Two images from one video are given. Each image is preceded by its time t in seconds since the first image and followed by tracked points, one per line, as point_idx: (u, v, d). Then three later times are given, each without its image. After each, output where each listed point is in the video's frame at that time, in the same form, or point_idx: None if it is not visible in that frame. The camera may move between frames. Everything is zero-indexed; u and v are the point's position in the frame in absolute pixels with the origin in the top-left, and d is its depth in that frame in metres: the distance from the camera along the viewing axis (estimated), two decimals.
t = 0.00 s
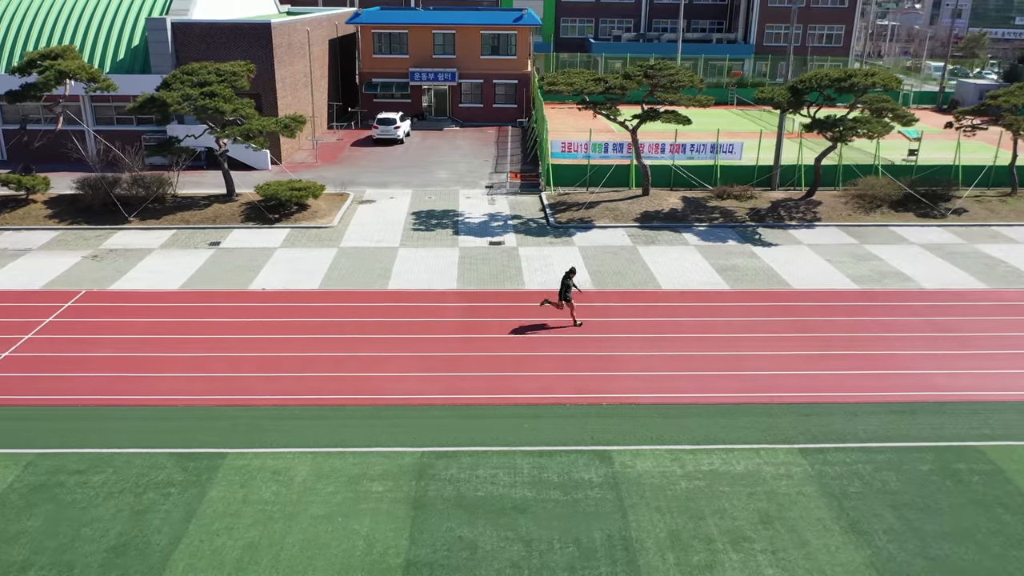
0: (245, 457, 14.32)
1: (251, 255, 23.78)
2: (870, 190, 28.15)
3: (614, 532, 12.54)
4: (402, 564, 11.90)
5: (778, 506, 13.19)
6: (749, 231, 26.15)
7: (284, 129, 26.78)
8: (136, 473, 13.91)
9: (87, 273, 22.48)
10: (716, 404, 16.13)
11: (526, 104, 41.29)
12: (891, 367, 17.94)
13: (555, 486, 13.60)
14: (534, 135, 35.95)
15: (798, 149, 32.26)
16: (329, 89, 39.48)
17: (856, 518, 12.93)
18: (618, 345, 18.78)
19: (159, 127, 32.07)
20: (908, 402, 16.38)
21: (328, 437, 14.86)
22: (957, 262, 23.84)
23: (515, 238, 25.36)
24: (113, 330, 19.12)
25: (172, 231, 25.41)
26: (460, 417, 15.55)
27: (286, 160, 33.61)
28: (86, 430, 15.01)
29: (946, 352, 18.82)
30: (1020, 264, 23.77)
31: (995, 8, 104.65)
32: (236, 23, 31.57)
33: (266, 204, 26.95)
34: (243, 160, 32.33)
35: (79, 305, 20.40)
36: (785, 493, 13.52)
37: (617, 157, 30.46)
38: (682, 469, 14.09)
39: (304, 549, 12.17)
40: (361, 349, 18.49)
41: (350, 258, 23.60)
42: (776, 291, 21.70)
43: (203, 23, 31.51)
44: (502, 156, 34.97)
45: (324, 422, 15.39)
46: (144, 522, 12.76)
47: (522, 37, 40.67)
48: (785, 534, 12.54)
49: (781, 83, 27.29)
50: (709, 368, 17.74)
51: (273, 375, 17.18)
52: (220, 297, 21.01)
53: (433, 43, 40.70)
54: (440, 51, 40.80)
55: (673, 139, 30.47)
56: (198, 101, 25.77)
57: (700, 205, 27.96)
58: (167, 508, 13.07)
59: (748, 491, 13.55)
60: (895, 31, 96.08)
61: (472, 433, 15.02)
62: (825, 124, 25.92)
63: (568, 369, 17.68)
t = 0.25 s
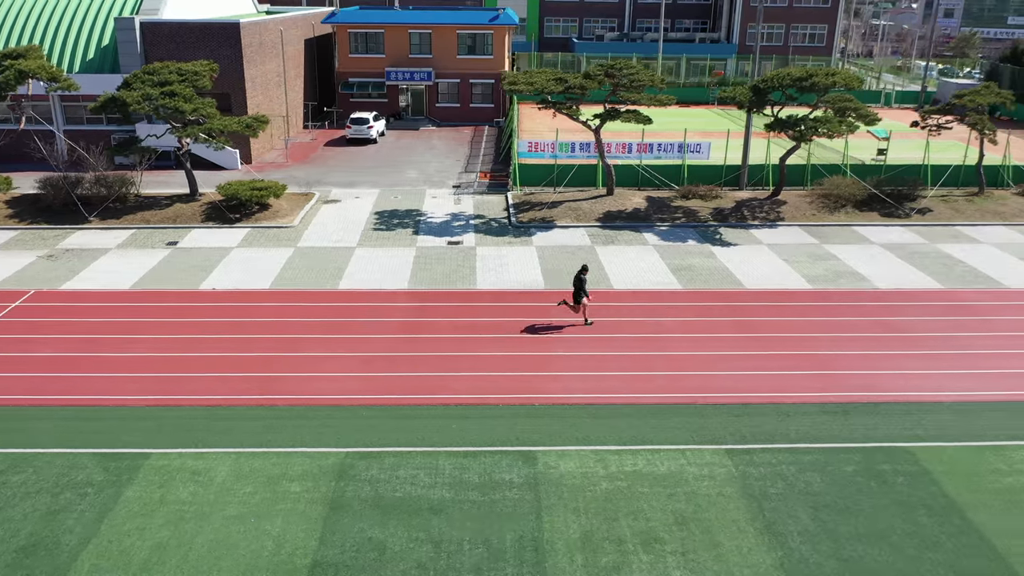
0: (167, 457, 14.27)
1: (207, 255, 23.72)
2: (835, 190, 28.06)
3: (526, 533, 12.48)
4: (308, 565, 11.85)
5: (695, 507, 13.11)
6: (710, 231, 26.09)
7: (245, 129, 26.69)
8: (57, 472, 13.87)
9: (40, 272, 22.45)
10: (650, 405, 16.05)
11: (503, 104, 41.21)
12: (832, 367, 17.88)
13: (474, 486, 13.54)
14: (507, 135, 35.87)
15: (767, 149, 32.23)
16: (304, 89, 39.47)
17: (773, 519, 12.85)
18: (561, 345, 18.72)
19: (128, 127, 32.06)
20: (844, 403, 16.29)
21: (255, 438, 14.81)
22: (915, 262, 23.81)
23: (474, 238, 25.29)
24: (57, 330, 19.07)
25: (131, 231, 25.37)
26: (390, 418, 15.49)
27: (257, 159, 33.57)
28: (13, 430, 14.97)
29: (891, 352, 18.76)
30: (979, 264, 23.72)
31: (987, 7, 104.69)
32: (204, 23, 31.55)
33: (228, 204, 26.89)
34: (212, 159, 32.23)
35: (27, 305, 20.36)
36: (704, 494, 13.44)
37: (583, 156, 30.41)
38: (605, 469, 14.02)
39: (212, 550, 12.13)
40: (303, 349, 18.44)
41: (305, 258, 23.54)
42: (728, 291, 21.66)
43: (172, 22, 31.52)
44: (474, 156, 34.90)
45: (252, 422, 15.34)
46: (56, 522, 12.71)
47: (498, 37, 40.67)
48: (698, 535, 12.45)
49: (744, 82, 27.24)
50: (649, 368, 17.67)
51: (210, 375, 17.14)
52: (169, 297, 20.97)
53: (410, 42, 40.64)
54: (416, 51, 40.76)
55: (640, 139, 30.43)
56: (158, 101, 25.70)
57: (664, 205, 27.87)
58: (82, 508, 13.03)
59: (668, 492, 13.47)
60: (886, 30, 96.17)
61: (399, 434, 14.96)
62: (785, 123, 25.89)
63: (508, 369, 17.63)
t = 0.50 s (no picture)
0: (90, 455, 14.24)
1: (163, 254, 23.68)
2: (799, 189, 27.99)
3: (437, 533, 12.45)
4: (214, 564, 11.82)
5: (610, 506, 13.07)
6: (670, 230, 26.04)
7: (206, 128, 26.61)
8: None
9: None
10: (582, 404, 16.00)
11: (479, 104, 41.00)
12: (772, 366, 17.82)
13: (392, 485, 13.50)
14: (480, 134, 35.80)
15: (733, 149, 32.19)
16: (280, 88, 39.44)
17: (687, 518, 12.80)
18: (503, 344, 18.68)
19: (97, 126, 32.04)
20: (778, 401, 16.23)
21: (180, 437, 14.77)
22: (871, 261, 23.76)
23: (433, 237, 25.24)
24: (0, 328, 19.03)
25: (91, 230, 25.34)
26: (320, 417, 15.44)
27: (227, 158, 33.55)
28: None
29: (834, 351, 18.70)
30: (935, 264, 23.69)
31: (978, 7, 104.83)
32: (172, 22, 31.55)
33: (189, 204, 26.84)
34: (179, 158, 32.15)
35: None
36: (622, 493, 13.39)
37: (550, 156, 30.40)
38: (526, 469, 13.98)
39: (120, 548, 12.10)
40: (244, 347, 18.41)
41: (260, 257, 23.52)
42: (679, 290, 21.61)
43: (141, 21, 31.46)
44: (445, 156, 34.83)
45: (180, 421, 15.30)
46: None
47: (474, 36, 40.73)
48: (610, 534, 12.41)
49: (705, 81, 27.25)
50: (587, 367, 17.63)
51: (145, 374, 17.10)
52: (118, 296, 20.91)
53: (386, 41, 40.62)
54: (392, 50, 40.73)
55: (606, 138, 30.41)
56: (117, 100, 25.64)
57: (627, 204, 27.84)
58: None
59: (586, 491, 13.43)
60: (876, 30, 96.36)
61: (325, 432, 14.91)
62: (744, 121, 25.83)
63: (446, 368, 17.60)
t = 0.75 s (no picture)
0: None
1: (107, 251, 23.64)
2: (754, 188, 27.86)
3: (321, 530, 12.44)
4: (91, 560, 11.81)
5: (501, 504, 13.04)
6: (619, 228, 25.99)
7: (155, 125, 26.64)
8: None
9: None
10: (494, 402, 15.95)
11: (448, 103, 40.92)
12: (695, 365, 17.76)
13: (286, 483, 13.49)
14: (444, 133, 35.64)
15: (693, 148, 32.13)
16: (248, 86, 39.42)
17: (576, 516, 12.75)
18: (428, 342, 18.64)
19: (57, 124, 32.05)
20: (693, 400, 16.17)
21: (84, 434, 14.75)
22: (815, 260, 23.71)
23: (380, 235, 25.21)
24: None
25: (38, 228, 25.31)
26: (228, 414, 15.41)
27: (189, 156, 33.56)
28: None
29: (761, 349, 18.64)
30: (878, 263, 23.59)
31: (967, 6, 104.73)
32: (132, 19, 31.57)
33: (139, 202, 26.81)
34: (138, 154, 32.02)
35: None
36: (515, 491, 13.36)
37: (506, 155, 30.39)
38: (424, 467, 13.95)
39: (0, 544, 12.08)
40: (168, 343, 18.37)
41: (203, 253, 23.50)
42: (616, 289, 21.59)
43: (101, 18, 31.50)
44: (408, 155, 34.68)
45: (87, 417, 15.29)
46: None
47: (443, 35, 40.78)
48: (494, 533, 12.38)
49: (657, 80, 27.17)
50: (508, 365, 17.60)
51: (63, 370, 17.08)
52: (47, 293, 20.80)
53: (355, 40, 40.57)
54: (362, 49, 40.69)
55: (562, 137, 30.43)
56: (66, 98, 25.61)
57: (580, 202, 27.80)
58: None
59: (480, 489, 13.41)
60: (864, 29, 96.34)
61: (230, 429, 14.89)
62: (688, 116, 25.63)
63: (366, 366, 17.57)
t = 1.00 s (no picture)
0: None
1: (51, 248, 23.60)
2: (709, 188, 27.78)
3: (210, 527, 12.41)
4: None
5: (396, 502, 13.01)
6: (569, 227, 25.95)
7: (107, 123, 26.55)
8: None
9: None
10: (409, 400, 15.91)
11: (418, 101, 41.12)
12: (619, 363, 17.73)
13: (184, 480, 13.47)
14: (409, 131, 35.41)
15: (654, 148, 32.08)
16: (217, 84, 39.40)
17: (468, 514, 12.72)
18: (355, 340, 18.61)
19: (18, 122, 32.01)
20: (610, 399, 16.13)
21: None
22: (761, 260, 23.67)
23: (328, 233, 25.18)
24: None
25: None
26: (139, 411, 15.38)
27: (152, 154, 33.54)
28: None
29: (690, 348, 18.59)
30: (824, 263, 23.52)
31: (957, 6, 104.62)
32: (93, 18, 31.44)
33: (91, 200, 26.77)
34: (99, 152, 32.04)
35: None
36: (413, 489, 13.33)
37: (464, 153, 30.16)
38: (326, 464, 13.93)
39: None
40: (95, 340, 18.33)
41: (147, 251, 23.48)
42: (555, 288, 21.55)
43: (62, 16, 31.38)
44: (372, 154, 34.50)
45: None
46: None
47: (414, 34, 40.85)
48: (383, 530, 12.35)
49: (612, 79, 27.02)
50: (431, 363, 17.58)
51: None
52: None
53: (325, 39, 40.65)
54: (332, 47, 40.78)
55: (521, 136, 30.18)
56: (16, 96, 25.52)
57: (534, 201, 27.77)
58: None
59: (378, 487, 13.38)
60: (852, 29, 96.25)
61: (139, 426, 14.87)
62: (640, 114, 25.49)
63: (289, 363, 17.54)
